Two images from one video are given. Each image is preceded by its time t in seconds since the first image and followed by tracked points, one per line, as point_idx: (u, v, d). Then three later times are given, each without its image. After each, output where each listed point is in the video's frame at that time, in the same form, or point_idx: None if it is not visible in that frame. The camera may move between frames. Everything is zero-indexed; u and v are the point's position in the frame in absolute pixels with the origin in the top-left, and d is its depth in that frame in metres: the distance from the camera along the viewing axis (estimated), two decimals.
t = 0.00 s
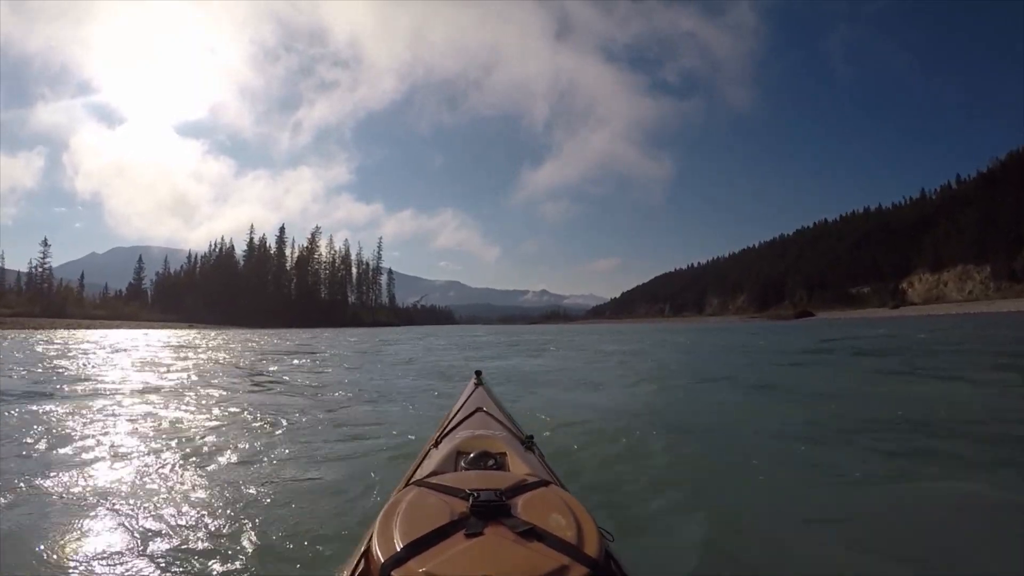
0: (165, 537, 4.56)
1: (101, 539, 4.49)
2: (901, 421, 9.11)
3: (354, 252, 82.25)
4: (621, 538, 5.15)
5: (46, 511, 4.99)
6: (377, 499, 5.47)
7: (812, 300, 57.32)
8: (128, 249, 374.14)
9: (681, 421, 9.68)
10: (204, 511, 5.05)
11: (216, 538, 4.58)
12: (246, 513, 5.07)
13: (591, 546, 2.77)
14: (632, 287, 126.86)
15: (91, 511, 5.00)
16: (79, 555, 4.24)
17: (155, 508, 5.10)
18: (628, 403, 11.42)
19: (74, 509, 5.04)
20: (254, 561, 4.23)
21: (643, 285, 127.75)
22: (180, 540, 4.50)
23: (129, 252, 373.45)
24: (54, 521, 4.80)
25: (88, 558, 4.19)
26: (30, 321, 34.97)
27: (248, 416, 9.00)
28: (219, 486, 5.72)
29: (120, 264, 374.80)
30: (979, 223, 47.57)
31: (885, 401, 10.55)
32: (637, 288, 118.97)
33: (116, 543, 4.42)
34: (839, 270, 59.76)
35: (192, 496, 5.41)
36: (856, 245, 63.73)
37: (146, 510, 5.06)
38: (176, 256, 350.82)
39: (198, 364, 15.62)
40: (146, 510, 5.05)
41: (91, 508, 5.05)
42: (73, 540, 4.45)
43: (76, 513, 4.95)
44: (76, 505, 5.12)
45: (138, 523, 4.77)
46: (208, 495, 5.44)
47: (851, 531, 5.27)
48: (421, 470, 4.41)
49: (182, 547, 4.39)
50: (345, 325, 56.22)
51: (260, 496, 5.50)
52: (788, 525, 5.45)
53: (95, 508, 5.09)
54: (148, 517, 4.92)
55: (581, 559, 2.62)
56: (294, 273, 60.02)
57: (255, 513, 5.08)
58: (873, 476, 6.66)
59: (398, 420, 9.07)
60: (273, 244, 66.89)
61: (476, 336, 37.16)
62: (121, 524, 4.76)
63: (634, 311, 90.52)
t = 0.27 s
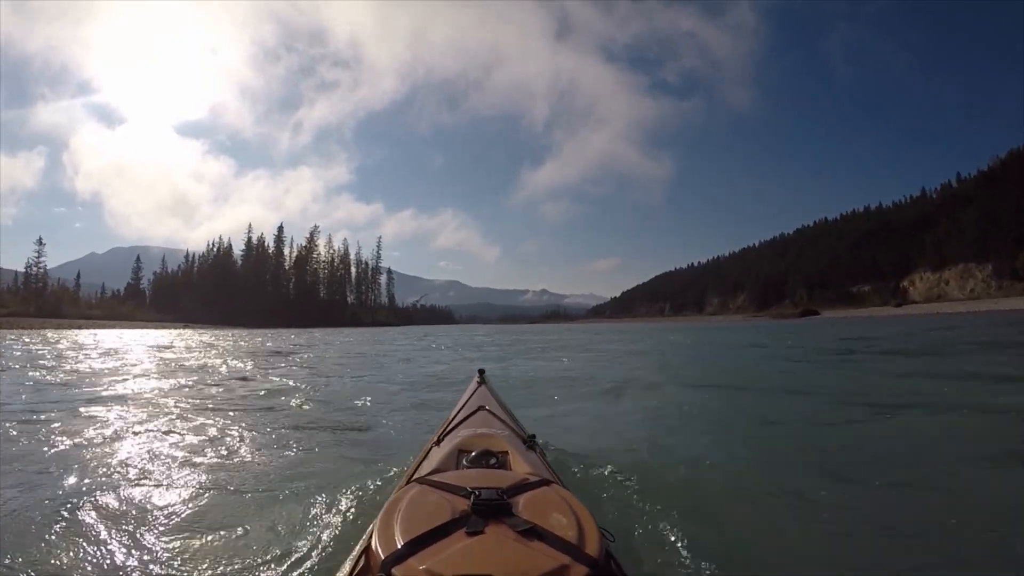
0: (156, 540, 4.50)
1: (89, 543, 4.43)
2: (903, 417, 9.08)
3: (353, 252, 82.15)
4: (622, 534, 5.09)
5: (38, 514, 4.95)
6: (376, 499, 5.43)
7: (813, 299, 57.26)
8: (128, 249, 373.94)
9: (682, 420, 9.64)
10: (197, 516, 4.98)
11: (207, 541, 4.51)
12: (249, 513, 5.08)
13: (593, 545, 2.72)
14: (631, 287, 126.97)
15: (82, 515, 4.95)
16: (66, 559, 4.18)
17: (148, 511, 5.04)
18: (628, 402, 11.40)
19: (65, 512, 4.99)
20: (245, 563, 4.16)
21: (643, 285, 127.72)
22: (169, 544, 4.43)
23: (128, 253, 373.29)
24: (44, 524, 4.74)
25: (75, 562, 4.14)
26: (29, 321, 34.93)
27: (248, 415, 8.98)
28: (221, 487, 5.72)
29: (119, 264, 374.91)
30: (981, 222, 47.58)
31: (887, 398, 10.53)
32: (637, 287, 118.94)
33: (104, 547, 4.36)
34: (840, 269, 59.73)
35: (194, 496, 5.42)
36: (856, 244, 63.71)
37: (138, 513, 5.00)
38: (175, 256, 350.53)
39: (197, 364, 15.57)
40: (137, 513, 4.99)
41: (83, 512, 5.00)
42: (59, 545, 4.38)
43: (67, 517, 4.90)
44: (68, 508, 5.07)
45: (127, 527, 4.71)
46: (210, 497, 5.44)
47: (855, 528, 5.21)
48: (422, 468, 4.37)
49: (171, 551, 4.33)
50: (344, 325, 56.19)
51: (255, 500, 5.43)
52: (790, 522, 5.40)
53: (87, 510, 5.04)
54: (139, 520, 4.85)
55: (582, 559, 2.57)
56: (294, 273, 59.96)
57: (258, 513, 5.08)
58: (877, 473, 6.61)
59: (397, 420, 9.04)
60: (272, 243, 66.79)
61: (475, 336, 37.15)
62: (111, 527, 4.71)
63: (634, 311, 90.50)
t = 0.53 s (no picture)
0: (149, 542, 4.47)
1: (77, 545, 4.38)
2: (902, 419, 9.06)
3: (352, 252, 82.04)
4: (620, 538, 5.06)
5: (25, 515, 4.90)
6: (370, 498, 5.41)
7: (813, 300, 57.23)
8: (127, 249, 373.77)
9: (680, 420, 9.63)
10: (184, 518, 4.90)
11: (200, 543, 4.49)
12: (242, 514, 5.04)
13: (586, 543, 2.68)
14: (631, 287, 126.90)
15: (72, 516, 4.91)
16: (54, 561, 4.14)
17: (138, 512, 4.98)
18: (626, 402, 11.37)
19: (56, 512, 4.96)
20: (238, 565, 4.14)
21: (642, 286, 127.70)
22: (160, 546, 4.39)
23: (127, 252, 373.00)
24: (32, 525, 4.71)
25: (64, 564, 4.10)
26: (26, 321, 34.81)
27: (244, 415, 8.94)
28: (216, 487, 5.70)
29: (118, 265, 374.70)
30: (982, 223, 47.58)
31: (885, 400, 10.50)
32: (636, 288, 118.91)
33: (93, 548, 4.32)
34: (840, 270, 59.71)
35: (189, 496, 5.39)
36: (856, 245, 63.70)
37: (129, 514, 4.97)
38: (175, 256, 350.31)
39: (194, 364, 15.50)
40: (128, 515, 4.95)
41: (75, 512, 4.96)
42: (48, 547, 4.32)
43: (57, 518, 4.86)
44: (56, 510, 5.02)
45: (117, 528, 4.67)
46: (206, 496, 5.43)
47: (852, 531, 5.18)
48: (416, 463, 4.33)
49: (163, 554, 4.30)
50: (343, 325, 56.16)
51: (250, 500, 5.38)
52: (788, 523, 5.38)
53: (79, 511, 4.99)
54: (128, 523, 4.80)
55: (574, 557, 2.54)
56: (293, 272, 59.87)
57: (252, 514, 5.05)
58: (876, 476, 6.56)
59: (393, 420, 9.01)
60: (271, 243, 66.69)
61: (473, 336, 37.11)
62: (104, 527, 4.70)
63: (634, 311, 90.44)
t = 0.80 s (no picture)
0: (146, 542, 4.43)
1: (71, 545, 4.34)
2: (901, 419, 9.04)
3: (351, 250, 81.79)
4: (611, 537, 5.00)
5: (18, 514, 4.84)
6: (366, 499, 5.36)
7: (813, 300, 57.21)
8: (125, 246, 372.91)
9: (678, 420, 9.58)
10: (179, 516, 4.87)
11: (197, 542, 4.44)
12: (238, 513, 5.00)
13: (582, 551, 2.63)
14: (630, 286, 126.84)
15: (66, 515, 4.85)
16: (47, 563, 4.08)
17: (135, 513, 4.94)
18: (625, 402, 11.33)
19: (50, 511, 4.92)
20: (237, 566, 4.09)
21: (642, 284, 127.67)
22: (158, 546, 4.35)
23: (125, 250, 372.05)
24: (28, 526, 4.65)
25: (58, 567, 4.03)
26: (24, 319, 34.65)
27: (240, 414, 8.87)
28: (213, 485, 5.66)
29: (116, 262, 373.82)
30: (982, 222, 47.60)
31: (884, 399, 10.48)
32: (635, 287, 118.89)
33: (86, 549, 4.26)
34: (840, 269, 59.68)
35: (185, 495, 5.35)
36: (856, 244, 63.70)
37: (125, 514, 4.91)
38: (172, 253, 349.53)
39: (191, 363, 15.43)
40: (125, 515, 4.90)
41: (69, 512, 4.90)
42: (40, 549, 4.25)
43: (54, 518, 4.80)
44: (51, 511, 4.95)
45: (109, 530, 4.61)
46: (201, 495, 5.39)
47: (852, 531, 5.13)
48: (412, 471, 4.27)
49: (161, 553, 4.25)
50: (342, 324, 56.04)
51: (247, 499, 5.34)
52: (788, 523, 5.32)
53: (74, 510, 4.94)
54: (123, 521, 4.77)
55: (570, 565, 2.49)
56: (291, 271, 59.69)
57: (246, 513, 5.01)
58: (874, 476, 6.52)
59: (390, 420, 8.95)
60: (269, 241, 66.48)
61: (472, 334, 37.05)
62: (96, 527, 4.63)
63: (633, 310, 90.40)
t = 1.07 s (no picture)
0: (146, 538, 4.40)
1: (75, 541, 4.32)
2: (899, 421, 9.02)
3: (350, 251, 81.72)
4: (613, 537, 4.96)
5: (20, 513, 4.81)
6: (365, 499, 5.32)
7: (813, 302, 57.19)
8: (124, 247, 372.99)
9: (677, 422, 9.54)
10: (179, 513, 4.86)
11: (197, 540, 4.39)
12: (237, 510, 4.98)
13: (580, 545, 2.60)
14: (630, 288, 126.76)
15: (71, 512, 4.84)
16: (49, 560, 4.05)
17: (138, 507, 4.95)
18: (624, 403, 11.31)
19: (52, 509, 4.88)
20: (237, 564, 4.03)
21: (641, 287, 127.68)
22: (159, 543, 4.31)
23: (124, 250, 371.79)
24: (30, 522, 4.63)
25: (55, 567, 3.98)
26: (22, 318, 34.51)
27: (237, 414, 8.82)
28: (210, 483, 5.63)
29: (115, 262, 373.43)
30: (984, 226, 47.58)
31: (884, 402, 10.44)
32: (635, 289, 118.88)
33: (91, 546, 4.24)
34: (841, 272, 59.60)
35: (183, 493, 5.33)
36: (857, 247, 63.67)
37: (125, 510, 4.89)
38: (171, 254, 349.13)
39: (189, 363, 15.36)
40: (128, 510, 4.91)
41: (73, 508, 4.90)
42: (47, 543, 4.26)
43: (52, 516, 4.76)
44: (52, 507, 4.95)
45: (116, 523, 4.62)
46: (199, 492, 5.37)
47: (854, 532, 5.10)
48: (409, 468, 4.21)
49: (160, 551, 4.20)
50: (341, 325, 55.95)
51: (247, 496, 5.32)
52: (791, 524, 5.28)
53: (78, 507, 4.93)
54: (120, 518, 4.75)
55: (569, 559, 2.45)
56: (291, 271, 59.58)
57: (245, 511, 4.97)
58: (874, 477, 6.49)
59: (388, 420, 8.91)
60: (269, 242, 66.36)
61: (472, 336, 36.98)
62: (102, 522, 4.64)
63: (633, 313, 90.30)
